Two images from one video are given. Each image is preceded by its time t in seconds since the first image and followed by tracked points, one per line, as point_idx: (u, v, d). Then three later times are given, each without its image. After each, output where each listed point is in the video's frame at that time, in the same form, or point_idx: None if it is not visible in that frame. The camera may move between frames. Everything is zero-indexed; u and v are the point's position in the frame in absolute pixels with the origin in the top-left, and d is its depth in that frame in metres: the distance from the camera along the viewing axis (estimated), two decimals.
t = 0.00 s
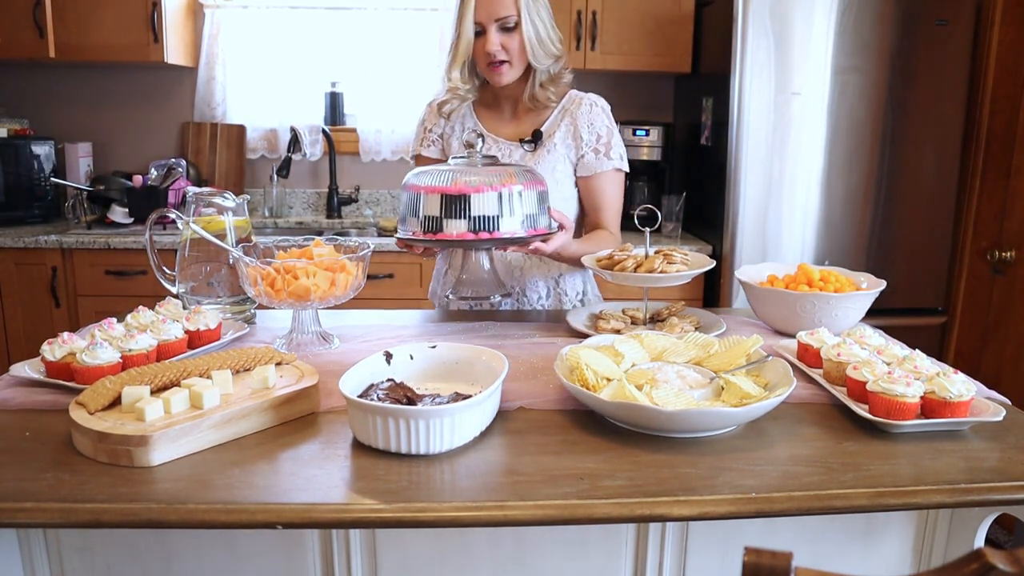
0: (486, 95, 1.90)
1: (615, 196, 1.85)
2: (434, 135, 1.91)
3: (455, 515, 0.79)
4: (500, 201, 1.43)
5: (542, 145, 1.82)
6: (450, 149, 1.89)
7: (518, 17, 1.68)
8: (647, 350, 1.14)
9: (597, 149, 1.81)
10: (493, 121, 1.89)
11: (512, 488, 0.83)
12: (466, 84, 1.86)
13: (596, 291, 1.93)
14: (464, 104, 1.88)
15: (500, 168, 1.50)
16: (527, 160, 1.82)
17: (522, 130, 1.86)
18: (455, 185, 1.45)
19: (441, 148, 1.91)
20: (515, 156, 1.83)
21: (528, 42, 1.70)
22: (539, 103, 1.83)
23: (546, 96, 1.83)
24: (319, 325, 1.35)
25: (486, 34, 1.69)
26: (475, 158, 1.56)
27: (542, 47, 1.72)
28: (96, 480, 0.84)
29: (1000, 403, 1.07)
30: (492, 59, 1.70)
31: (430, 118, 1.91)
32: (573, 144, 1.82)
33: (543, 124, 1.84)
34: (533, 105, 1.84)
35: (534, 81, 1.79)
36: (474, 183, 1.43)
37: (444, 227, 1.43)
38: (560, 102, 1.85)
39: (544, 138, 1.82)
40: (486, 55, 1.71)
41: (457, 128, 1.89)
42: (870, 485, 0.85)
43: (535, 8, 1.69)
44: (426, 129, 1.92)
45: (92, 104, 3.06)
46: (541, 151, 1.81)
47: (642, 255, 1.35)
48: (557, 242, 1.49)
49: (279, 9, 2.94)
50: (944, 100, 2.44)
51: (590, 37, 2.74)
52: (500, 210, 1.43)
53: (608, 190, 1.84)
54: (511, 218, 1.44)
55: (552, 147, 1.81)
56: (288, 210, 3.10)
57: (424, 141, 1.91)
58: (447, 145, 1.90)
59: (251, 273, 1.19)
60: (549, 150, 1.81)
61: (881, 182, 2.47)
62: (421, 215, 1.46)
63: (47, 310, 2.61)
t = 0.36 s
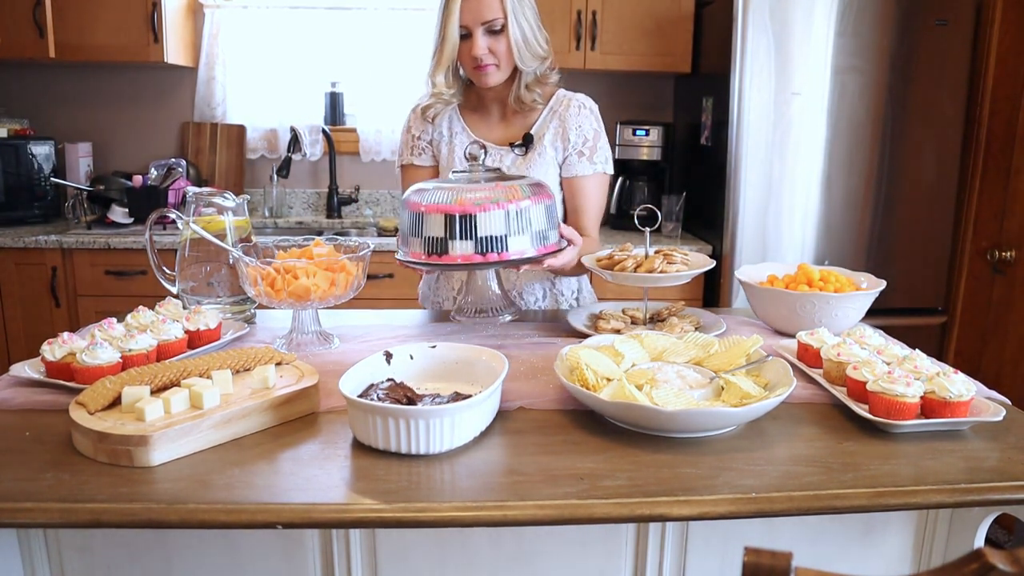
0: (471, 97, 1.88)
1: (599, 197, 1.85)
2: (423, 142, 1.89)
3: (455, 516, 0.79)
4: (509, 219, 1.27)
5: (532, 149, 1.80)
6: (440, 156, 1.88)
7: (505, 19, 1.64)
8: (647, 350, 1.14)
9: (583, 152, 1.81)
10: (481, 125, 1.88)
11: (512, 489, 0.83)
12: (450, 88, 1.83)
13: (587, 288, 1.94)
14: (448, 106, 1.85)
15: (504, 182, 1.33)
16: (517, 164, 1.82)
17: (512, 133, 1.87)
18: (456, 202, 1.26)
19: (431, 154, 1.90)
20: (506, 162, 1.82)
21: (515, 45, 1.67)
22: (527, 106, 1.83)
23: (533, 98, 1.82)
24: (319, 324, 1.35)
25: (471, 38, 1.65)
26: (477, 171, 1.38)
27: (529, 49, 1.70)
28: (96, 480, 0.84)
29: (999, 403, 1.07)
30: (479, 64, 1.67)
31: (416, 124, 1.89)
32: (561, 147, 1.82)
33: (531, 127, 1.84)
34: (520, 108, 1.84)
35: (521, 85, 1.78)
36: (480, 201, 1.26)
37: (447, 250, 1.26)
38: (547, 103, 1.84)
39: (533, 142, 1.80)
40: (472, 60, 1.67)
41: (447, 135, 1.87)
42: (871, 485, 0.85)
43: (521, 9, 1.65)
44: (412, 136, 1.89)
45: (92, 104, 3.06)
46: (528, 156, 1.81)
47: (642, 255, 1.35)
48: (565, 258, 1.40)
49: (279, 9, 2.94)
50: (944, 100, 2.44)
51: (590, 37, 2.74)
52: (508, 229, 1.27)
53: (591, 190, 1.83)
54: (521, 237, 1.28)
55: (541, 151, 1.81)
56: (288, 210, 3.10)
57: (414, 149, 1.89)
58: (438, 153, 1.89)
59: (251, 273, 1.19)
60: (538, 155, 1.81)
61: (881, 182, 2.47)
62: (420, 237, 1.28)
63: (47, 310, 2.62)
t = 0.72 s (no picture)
0: (462, 101, 1.87)
1: (588, 201, 1.84)
2: (416, 148, 1.87)
3: (455, 516, 0.79)
4: (515, 250, 1.22)
5: (525, 154, 1.83)
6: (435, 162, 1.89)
7: (497, 24, 1.62)
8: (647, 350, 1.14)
9: (573, 157, 1.81)
10: (474, 130, 1.88)
11: (512, 489, 0.83)
12: (439, 95, 1.79)
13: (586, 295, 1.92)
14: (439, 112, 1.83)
15: (512, 208, 1.27)
16: (510, 171, 1.83)
17: (505, 139, 1.87)
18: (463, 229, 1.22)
19: (424, 159, 1.89)
20: (498, 168, 1.84)
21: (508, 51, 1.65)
22: (518, 111, 1.82)
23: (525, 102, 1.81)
24: (319, 324, 1.35)
25: (463, 44, 1.63)
26: (486, 195, 1.33)
27: (521, 53, 1.68)
28: (96, 480, 0.84)
29: (999, 403, 1.07)
30: (471, 69, 1.65)
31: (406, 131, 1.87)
32: (552, 152, 1.83)
33: (524, 132, 1.85)
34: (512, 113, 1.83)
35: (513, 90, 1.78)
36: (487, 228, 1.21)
37: (450, 277, 1.22)
38: (540, 108, 1.84)
39: (526, 147, 1.82)
40: (464, 66, 1.65)
41: (440, 140, 1.87)
42: (871, 485, 0.85)
43: (512, 13, 1.62)
44: (403, 143, 1.88)
45: (92, 104, 3.06)
46: (520, 162, 1.82)
47: (642, 255, 1.35)
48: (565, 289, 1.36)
49: (279, 9, 2.94)
50: (944, 100, 2.43)
51: (590, 37, 2.74)
52: (513, 260, 1.22)
53: (580, 195, 1.83)
54: (527, 267, 1.23)
55: (534, 157, 1.82)
56: (288, 210, 3.10)
57: (408, 156, 1.88)
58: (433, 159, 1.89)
59: (251, 273, 1.19)
60: (530, 161, 1.82)
61: (881, 182, 2.47)
62: (424, 261, 1.24)
63: (47, 310, 2.62)
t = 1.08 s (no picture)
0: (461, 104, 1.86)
1: (585, 206, 1.85)
2: (413, 151, 1.89)
3: (455, 516, 0.79)
4: (507, 261, 1.21)
5: (523, 158, 1.83)
6: (431, 165, 1.90)
7: (497, 28, 1.61)
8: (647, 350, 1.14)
9: (570, 160, 1.81)
10: (472, 133, 1.88)
11: (512, 488, 0.83)
12: (439, 99, 1.78)
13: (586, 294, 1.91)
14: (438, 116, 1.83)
15: (507, 220, 1.27)
16: (508, 175, 1.84)
17: (503, 142, 1.88)
18: (456, 239, 1.21)
19: (421, 162, 1.91)
20: (496, 172, 1.85)
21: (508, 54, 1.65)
22: (517, 114, 1.82)
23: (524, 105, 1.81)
24: (319, 324, 1.35)
25: (463, 48, 1.62)
26: (483, 206, 1.33)
27: (522, 56, 1.68)
28: (96, 480, 0.84)
29: (999, 403, 1.07)
30: (471, 73, 1.64)
31: (403, 134, 1.89)
32: (550, 155, 1.83)
33: (521, 135, 1.85)
34: (510, 116, 1.83)
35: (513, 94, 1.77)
36: (480, 238, 1.20)
37: (443, 287, 1.21)
38: (537, 110, 1.83)
39: (524, 151, 1.82)
40: (465, 70, 1.64)
41: (436, 143, 1.88)
42: (871, 485, 0.85)
43: (512, 16, 1.61)
44: (400, 146, 1.89)
45: (91, 104, 3.06)
46: (518, 166, 1.83)
47: (642, 255, 1.35)
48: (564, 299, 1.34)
49: (279, 9, 2.94)
50: (944, 100, 2.43)
51: (590, 37, 2.74)
52: (506, 271, 1.21)
53: (578, 201, 1.84)
54: (520, 279, 1.22)
55: (532, 161, 1.82)
56: (288, 209, 3.10)
57: (404, 159, 1.90)
58: (429, 162, 1.90)
59: (251, 273, 1.19)
60: (528, 165, 1.82)
61: (881, 182, 2.47)
62: (418, 270, 1.24)
63: (46, 310, 2.62)
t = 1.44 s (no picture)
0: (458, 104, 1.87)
1: (584, 208, 1.85)
2: (409, 152, 1.89)
3: (455, 516, 0.79)
4: (500, 261, 1.20)
5: (519, 159, 1.82)
6: (427, 166, 1.90)
7: (496, 30, 1.61)
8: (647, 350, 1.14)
9: (568, 162, 1.81)
10: (468, 134, 1.88)
11: (512, 488, 0.83)
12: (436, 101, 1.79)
13: (585, 294, 1.90)
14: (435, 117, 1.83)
15: (502, 220, 1.26)
16: (504, 175, 1.83)
17: (500, 143, 1.87)
18: (450, 238, 1.21)
19: (416, 163, 1.91)
20: (492, 173, 1.85)
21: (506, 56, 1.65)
22: (514, 116, 1.82)
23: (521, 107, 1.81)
24: (319, 324, 1.35)
25: (461, 49, 1.62)
26: (479, 207, 1.33)
27: (520, 58, 1.68)
28: (96, 480, 0.84)
29: (1000, 403, 1.07)
30: (469, 74, 1.64)
31: (400, 135, 1.89)
32: (548, 157, 1.83)
33: (518, 136, 1.85)
34: (507, 118, 1.83)
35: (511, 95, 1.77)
36: (474, 237, 1.20)
37: (435, 286, 1.21)
38: (535, 112, 1.83)
39: (520, 152, 1.82)
40: (463, 71, 1.64)
41: (432, 145, 1.88)
42: (871, 485, 0.85)
43: (512, 18, 1.61)
44: (396, 147, 1.89)
45: (91, 104, 3.06)
46: (515, 167, 1.82)
47: (642, 255, 1.35)
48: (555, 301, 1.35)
49: (279, 9, 2.94)
50: (943, 100, 2.44)
51: (590, 37, 2.74)
52: (498, 271, 1.20)
53: (577, 203, 1.84)
54: (512, 280, 1.22)
55: (529, 162, 1.82)
56: (288, 209, 3.10)
57: (400, 159, 1.90)
58: (425, 163, 1.90)
59: (251, 273, 1.19)
60: (526, 166, 1.82)
61: (881, 182, 2.47)
62: (411, 269, 1.24)
63: (46, 310, 2.62)
